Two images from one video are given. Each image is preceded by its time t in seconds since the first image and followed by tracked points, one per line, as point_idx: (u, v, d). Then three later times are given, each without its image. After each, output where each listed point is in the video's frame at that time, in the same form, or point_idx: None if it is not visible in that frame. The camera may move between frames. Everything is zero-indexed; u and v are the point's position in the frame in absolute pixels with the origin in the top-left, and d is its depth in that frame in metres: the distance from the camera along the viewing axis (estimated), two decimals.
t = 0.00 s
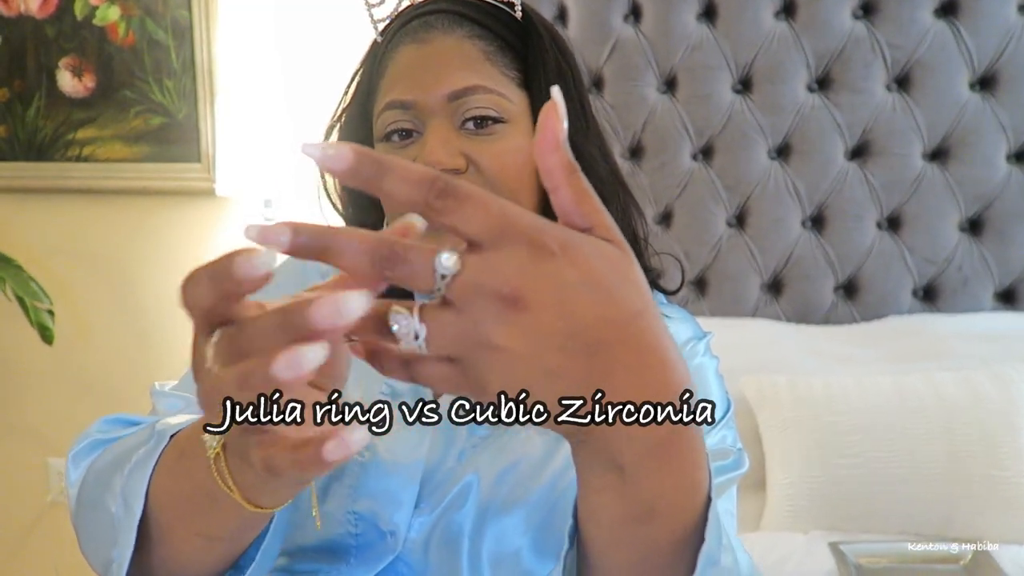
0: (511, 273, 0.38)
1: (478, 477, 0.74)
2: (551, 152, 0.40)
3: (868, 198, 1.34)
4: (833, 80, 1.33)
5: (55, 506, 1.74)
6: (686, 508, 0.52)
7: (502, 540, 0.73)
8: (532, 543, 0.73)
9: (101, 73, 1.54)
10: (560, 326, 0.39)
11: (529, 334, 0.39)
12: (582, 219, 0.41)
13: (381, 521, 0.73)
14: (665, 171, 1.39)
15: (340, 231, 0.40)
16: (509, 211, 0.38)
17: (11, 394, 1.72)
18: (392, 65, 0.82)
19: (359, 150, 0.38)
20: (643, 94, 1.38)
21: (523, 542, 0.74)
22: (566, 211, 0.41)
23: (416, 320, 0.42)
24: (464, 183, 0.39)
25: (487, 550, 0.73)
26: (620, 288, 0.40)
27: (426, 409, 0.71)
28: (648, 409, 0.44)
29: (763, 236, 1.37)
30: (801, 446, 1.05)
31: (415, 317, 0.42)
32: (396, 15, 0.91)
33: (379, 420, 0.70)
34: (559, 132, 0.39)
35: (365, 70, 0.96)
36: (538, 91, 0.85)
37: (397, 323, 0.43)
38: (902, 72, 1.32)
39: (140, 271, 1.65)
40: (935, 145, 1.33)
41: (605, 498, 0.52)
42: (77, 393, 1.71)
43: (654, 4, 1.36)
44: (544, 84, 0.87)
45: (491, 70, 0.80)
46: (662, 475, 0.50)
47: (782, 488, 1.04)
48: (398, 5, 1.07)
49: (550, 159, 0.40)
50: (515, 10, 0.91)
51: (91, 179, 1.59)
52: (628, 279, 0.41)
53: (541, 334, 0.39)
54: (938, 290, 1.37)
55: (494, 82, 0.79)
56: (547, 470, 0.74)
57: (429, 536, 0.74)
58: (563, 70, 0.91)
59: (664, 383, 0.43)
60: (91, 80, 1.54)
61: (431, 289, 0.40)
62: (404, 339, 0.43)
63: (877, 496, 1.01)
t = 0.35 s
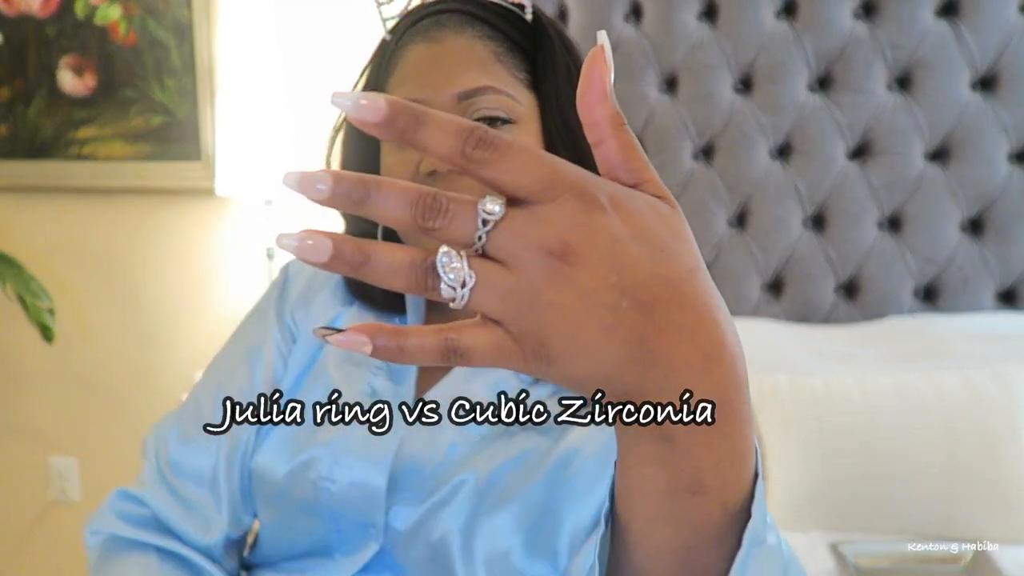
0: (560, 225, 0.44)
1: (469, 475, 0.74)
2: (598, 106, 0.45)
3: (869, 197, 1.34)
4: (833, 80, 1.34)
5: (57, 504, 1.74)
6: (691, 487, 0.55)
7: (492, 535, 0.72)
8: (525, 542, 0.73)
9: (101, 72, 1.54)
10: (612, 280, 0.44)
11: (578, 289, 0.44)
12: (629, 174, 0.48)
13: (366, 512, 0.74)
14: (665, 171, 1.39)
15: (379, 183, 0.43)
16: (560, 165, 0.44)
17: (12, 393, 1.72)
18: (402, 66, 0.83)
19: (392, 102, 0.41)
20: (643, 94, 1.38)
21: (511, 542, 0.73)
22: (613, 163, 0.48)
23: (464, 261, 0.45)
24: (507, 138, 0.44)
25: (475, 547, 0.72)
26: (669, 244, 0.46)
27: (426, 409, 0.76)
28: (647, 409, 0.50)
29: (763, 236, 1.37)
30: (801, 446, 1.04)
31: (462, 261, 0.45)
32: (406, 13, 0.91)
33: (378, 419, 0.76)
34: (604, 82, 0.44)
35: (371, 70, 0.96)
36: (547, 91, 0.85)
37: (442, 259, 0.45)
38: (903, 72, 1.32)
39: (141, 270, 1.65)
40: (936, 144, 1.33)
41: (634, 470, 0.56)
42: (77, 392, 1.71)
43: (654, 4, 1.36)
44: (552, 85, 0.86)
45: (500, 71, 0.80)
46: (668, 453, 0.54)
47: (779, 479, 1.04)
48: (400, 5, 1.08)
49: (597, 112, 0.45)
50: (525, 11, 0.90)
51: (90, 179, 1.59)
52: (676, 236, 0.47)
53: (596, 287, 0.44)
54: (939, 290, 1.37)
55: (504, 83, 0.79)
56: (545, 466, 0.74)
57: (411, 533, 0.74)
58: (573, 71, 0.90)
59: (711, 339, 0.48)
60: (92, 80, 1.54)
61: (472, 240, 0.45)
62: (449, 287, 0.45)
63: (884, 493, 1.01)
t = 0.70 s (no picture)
0: (540, 232, 0.44)
1: (455, 467, 0.76)
2: (567, 102, 0.45)
3: (869, 197, 1.34)
4: (833, 80, 1.33)
5: (56, 504, 1.74)
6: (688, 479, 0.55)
7: (479, 530, 0.72)
8: (514, 534, 0.73)
9: (101, 71, 1.54)
10: (596, 286, 0.44)
11: (566, 297, 0.44)
12: (603, 173, 0.48)
13: (350, 501, 0.76)
14: (665, 171, 1.39)
15: (341, 201, 0.44)
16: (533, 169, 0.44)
17: (12, 393, 1.72)
18: (392, 63, 0.85)
19: (356, 112, 0.42)
20: (642, 94, 1.38)
21: (501, 536, 0.72)
22: (587, 162, 0.47)
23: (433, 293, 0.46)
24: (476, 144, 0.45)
25: (461, 539, 0.72)
26: (653, 240, 0.46)
27: (426, 409, 0.77)
28: (647, 409, 0.50)
29: (762, 235, 1.37)
30: (801, 445, 1.04)
31: (429, 290, 0.46)
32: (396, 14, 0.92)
33: (379, 419, 0.78)
34: (570, 74, 0.43)
35: (363, 69, 0.95)
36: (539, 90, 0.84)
37: (410, 294, 0.46)
38: (903, 72, 1.32)
39: (140, 270, 1.65)
40: (936, 144, 1.33)
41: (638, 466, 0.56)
42: (77, 392, 1.71)
43: (654, 3, 1.36)
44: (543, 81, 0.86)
45: (490, 68, 0.82)
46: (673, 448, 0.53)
47: (779, 477, 1.04)
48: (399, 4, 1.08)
49: (568, 109, 0.45)
50: (514, 10, 0.91)
51: (91, 178, 1.59)
52: (659, 232, 0.46)
53: (581, 293, 0.44)
54: (939, 290, 1.37)
55: (493, 80, 0.81)
56: (529, 459, 0.75)
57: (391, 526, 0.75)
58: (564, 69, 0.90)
59: (702, 337, 0.47)
60: (92, 79, 1.54)
61: (449, 257, 0.46)
62: (422, 318, 0.47)
63: (885, 494, 1.01)
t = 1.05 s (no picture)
0: (512, 213, 0.44)
1: (449, 458, 0.76)
2: (545, 85, 0.45)
3: (869, 196, 1.33)
4: (835, 79, 1.33)
5: (57, 504, 1.74)
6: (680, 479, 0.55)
7: (473, 522, 0.72)
8: (506, 525, 0.73)
9: (101, 71, 1.54)
10: (571, 267, 0.44)
11: (540, 279, 0.44)
12: (582, 156, 0.48)
13: (345, 495, 0.76)
14: (665, 170, 1.39)
15: (318, 175, 0.44)
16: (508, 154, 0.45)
17: (12, 392, 1.72)
18: (383, 58, 0.85)
19: (322, 103, 0.43)
20: (642, 93, 1.38)
21: (495, 527, 0.72)
22: (566, 144, 0.47)
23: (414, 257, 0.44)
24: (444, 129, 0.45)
25: (454, 530, 0.72)
26: (630, 223, 0.46)
27: (426, 409, 0.76)
28: (647, 410, 0.50)
29: (763, 234, 1.37)
30: (801, 444, 1.05)
31: (410, 254, 0.44)
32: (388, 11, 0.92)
33: (379, 419, 0.76)
34: (549, 55, 0.44)
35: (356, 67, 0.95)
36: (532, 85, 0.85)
37: (390, 254, 0.45)
38: (903, 70, 1.32)
39: (140, 270, 1.65)
40: (937, 143, 1.33)
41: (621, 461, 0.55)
42: (77, 392, 1.71)
43: (654, 2, 1.36)
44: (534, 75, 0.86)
45: (482, 62, 0.82)
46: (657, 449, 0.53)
47: (780, 482, 1.05)
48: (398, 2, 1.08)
49: (545, 91, 0.45)
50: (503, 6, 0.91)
51: (90, 178, 1.59)
52: (635, 215, 0.47)
53: (556, 274, 0.44)
54: (940, 288, 1.37)
55: (482, 73, 0.80)
56: (520, 451, 0.76)
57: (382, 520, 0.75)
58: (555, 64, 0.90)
59: (680, 321, 0.47)
60: (91, 79, 1.54)
61: (422, 232, 0.45)
62: (397, 281, 0.44)
63: (885, 493, 1.01)
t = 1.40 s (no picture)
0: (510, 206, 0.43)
1: (448, 455, 0.75)
2: (542, 79, 0.44)
3: (870, 195, 1.33)
4: (836, 78, 1.33)
5: (57, 502, 1.74)
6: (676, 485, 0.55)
7: (473, 518, 0.73)
8: (505, 520, 0.73)
9: (101, 69, 1.53)
10: (571, 262, 0.43)
11: (541, 275, 0.43)
12: (580, 150, 0.47)
13: (345, 491, 0.76)
14: (665, 169, 1.39)
15: (312, 154, 0.43)
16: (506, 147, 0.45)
17: (12, 390, 1.72)
18: (380, 56, 0.84)
19: (319, 101, 0.43)
20: (643, 91, 1.38)
21: (494, 523, 0.72)
22: (564, 138, 0.46)
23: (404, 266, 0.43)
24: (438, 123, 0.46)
25: (454, 525, 0.73)
26: (629, 216, 0.46)
27: (426, 409, 0.76)
28: (647, 409, 0.50)
29: (764, 233, 1.37)
30: (802, 443, 1.05)
31: (402, 263, 0.43)
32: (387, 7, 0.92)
33: (379, 419, 0.76)
34: (546, 49, 0.43)
35: (354, 64, 0.95)
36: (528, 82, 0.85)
37: (380, 265, 0.43)
38: (904, 69, 1.32)
39: (140, 268, 1.65)
40: (938, 141, 1.32)
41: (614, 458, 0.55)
42: (77, 391, 1.71)
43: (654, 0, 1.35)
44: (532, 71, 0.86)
45: (480, 58, 0.81)
46: (652, 450, 0.53)
47: (781, 481, 1.05)
48: None
49: (542, 85, 0.44)
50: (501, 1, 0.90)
51: (90, 176, 1.58)
52: (635, 209, 0.46)
53: (556, 269, 0.43)
54: (940, 288, 1.37)
55: (478, 67, 0.80)
56: (519, 449, 0.75)
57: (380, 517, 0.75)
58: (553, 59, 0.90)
59: (677, 316, 0.47)
60: (91, 77, 1.54)
61: (422, 225, 0.44)
62: (390, 292, 0.43)
63: (885, 492, 1.01)
